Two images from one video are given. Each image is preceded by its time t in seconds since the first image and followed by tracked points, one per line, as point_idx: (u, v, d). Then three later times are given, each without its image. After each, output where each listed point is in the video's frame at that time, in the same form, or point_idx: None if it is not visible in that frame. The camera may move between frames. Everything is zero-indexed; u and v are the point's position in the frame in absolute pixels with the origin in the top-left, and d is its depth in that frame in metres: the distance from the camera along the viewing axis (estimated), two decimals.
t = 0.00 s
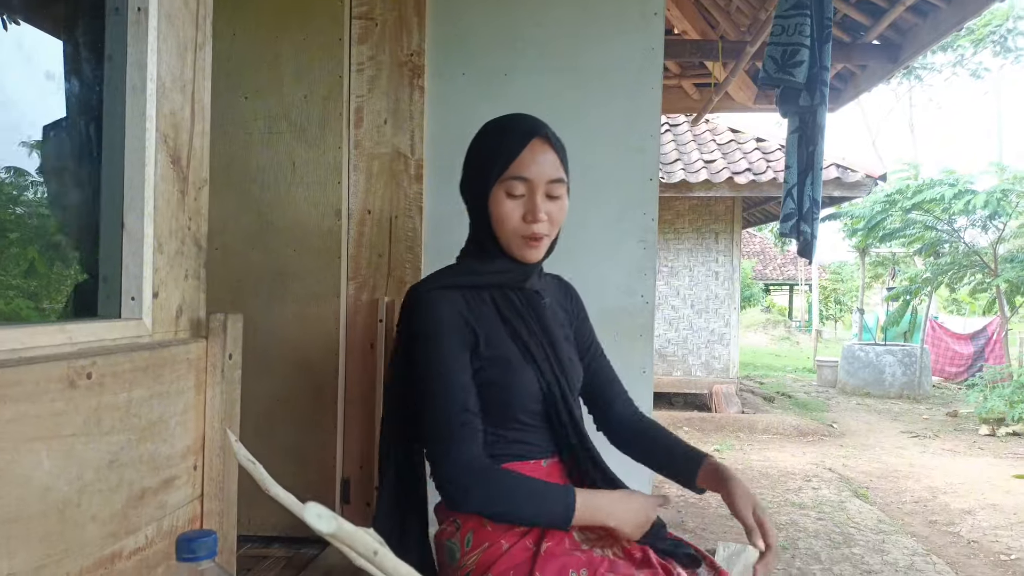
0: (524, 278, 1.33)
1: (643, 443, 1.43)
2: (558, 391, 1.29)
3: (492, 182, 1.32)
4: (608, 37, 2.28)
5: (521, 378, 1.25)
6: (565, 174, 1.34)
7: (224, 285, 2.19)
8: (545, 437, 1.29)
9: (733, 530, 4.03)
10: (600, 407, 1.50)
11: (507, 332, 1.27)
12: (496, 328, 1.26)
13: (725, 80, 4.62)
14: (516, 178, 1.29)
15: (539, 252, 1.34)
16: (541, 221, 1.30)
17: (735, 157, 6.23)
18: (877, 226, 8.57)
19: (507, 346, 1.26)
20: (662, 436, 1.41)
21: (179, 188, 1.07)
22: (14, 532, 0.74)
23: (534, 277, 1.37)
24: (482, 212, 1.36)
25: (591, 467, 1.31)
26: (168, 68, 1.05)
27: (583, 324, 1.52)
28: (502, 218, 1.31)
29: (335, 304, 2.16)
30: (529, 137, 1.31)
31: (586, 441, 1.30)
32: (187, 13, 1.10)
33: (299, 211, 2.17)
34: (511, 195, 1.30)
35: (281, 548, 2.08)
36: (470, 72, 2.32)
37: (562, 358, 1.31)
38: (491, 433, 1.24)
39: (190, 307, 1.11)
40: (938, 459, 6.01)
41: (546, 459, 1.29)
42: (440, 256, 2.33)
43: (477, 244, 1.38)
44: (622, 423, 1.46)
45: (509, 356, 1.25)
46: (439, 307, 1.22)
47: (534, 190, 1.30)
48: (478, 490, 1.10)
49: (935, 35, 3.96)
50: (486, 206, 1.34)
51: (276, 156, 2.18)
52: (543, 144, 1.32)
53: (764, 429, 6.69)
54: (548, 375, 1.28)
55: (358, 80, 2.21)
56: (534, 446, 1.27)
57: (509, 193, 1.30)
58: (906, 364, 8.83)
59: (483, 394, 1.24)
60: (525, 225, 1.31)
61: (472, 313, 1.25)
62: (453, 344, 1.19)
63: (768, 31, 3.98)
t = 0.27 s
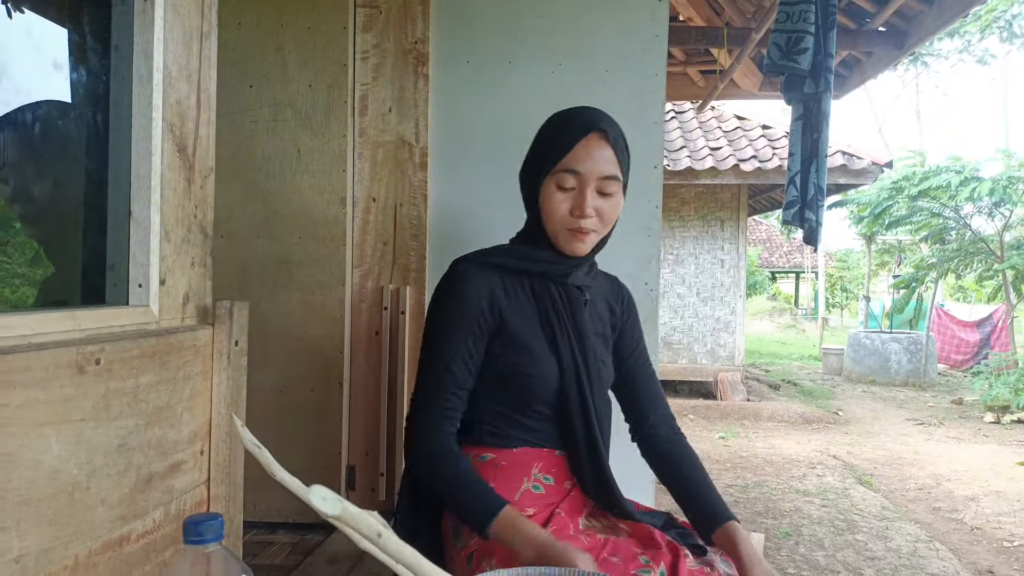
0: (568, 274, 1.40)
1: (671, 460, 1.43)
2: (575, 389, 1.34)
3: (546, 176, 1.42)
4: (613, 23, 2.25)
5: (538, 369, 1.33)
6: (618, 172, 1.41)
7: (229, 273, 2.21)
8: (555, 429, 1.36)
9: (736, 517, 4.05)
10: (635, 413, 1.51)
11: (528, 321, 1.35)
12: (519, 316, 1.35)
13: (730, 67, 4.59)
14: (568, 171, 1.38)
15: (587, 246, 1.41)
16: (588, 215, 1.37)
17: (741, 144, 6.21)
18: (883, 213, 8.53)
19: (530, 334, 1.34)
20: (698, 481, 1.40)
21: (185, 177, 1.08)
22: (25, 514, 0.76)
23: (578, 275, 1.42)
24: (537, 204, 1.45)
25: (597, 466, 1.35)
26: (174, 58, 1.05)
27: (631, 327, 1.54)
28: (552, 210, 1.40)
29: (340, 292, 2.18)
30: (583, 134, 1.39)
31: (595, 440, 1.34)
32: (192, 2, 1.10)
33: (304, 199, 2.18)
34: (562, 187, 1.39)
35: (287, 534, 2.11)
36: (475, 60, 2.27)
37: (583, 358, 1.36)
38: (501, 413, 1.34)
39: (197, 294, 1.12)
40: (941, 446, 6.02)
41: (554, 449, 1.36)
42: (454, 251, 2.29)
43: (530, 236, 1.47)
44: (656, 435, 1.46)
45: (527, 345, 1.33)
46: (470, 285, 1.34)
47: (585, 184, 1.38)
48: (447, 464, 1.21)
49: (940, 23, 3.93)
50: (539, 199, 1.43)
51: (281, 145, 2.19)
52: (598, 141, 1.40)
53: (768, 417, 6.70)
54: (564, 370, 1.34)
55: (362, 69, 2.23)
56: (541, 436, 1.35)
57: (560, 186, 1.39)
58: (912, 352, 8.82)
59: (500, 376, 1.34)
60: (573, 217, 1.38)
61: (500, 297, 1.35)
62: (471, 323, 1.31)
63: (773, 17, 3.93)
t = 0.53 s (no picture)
0: (580, 270, 1.39)
1: (689, 470, 1.41)
2: (583, 377, 1.34)
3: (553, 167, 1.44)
4: (614, 14, 2.23)
5: (547, 354, 1.34)
6: (621, 163, 1.39)
7: (229, 265, 2.21)
8: (561, 418, 1.36)
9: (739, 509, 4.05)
10: (652, 414, 1.50)
11: (538, 306, 1.37)
12: (531, 302, 1.37)
13: (731, 58, 4.55)
14: (570, 161, 1.39)
15: (586, 238, 1.39)
16: (585, 205, 1.36)
17: (743, 137, 6.18)
18: (887, 204, 8.49)
19: (541, 319, 1.36)
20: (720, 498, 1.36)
21: (182, 169, 1.07)
22: (21, 505, 0.76)
23: (602, 268, 1.43)
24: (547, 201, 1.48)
25: (603, 457, 1.34)
26: (171, 49, 1.04)
27: (653, 328, 1.53)
28: (555, 199, 1.41)
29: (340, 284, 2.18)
30: (590, 125, 1.40)
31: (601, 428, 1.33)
32: None
33: (304, 191, 2.18)
34: (564, 177, 1.40)
35: (287, 527, 2.11)
36: (475, 51, 2.25)
37: (592, 347, 1.35)
38: (509, 397, 1.36)
39: (194, 286, 1.12)
40: (944, 439, 6.01)
41: (559, 440, 1.36)
42: (455, 245, 2.26)
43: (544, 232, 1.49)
44: (674, 438, 1.46)
45: (536, 330, 1.35)
46: (485, 267, 1.38)
47: (584, 174, 1.37)
48: (441, 437, 1.28)
49: (942, 14, 3.90)
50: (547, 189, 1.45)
51: (281, 138, 2.19)
52: (604, 134, 1.39)
53: (771, 409, 6.70)
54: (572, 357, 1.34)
55: (361, 61, 2.22)
56: (547, 424, 1.35)
57: (562, 175, 1.40)
58: (915, 344, 8.80)
59: (510, 360, 1.36)
60: (572, 207, 1.38)
61: (514, 282, 1.38)
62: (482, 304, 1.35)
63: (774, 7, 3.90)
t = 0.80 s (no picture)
0: (582, 250, 1.39)
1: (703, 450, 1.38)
2: (585, 355, 1.34)
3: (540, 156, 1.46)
4: (619, 4, 2.21)
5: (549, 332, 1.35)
6: (598, 145, 1.37)
7: (232, 254, 2.20)
8: (565, 396, 1.36)
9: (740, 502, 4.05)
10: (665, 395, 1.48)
11: (541, 287, 1.38)
12: (533, 282, 1.38)
13: (735, 51, 4.53)
14: (551, 147, 1.40)
15: (567, 223, 1.38)
16: (561, 189, 1.36)
17: (746, 130, 6.15)
18: (889, 198, 8.46)
19: (543, 298, 1.37)
20: (735, 478, 1.34)
21: (186, 153, 1.06)
22: (23, 489, 0.75)
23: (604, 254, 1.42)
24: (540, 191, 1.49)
25: (609, 434, 1.33)
26: (175, 31, 1.03)
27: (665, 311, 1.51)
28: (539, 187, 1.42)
29: (343, 273, 2.16)
30: (572, 112, 1.41)
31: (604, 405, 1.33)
32: None
33: (306, 178, 2.17)
34: (546, 164, 1.41)
35: (289, 518, 2.10)
36: (479, 40, 2.23)
37: (593, 324, 1.36)
38: (515, 376, 1.37)
39: (198, 272, 1.10)
40: (945, 433, 6.00)
41: (564, 418, 1.36)
42: (459, 229, 2.23)
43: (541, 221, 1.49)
44: (686, 419, 1.42)
45: (539, 309, 1.36)
46: (488, 250, 1.40)
47: (562, 159, 1.37)
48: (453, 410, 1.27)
49: (947, 7, 3.86)
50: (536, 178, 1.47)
51: (284, 126, 2.17)
52: (584, 119, 1.39)
53: (772, 403, 6.70)
54: (574, 335, 1.35)
55: (365, 49, 2.20)
56: (552, 401, 1.36)
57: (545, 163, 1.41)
58: (916, 339, 8.79)
59: (515, 340, 1.38)
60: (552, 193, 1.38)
61: (517, 263, 1.39)
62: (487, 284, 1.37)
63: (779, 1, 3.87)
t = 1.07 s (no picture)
0: (565, 254, 1.38)
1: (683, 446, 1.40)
2: (576, 357, 1.35)
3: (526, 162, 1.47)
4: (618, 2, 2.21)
5: (540, 334, 1.35)
6: (580, 148, 1.38)
7: (231, 253, 2.20)
8: (556, 396, 1.37)
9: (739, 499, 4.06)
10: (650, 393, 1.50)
11: (533, 290, 1.37)
12: (524, 284, 1.37)
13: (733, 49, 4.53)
14: (535, 154, 1.41)
15: (554, 227, 1.40)
16: (547, 194, 1.37)
17: (744, 128, 6.16)
18: (885, 197, 8.42)
19: (534, 301, 1.37)
20: (720, 473, 1.35)
21: (187, 153, 1.06)
22: (27, 489, 0.75)
23: (595, 259, 1.42)
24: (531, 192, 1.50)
25: (598, 434, 1.34)
26: (175, 31, 1.03)
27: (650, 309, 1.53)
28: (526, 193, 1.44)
29: (342, 272, 2.17)
30: (552, 118, 1.42)
31: (594, 407, 1.34)
32: None
33: (306, 177, 2.17)
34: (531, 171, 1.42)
35: (289, 517, 2.10)
36: (476, 39, 2.23)
37: (583, 327, 1.36)
38: (505, 377, 1.37)
39: (199, 272, 1.10)
40: (943, 430, 6.02)
41: (554, 415, 1.37)
42: (455, 230, 2.24)
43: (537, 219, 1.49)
44: (670, 412, 1.44)
45: (530, 312, 1.36)
46: (480, 252, 1.38)
47: (546, 164, 1.38)
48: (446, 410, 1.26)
49: (942, 5, 3.87)
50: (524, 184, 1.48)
51: (283, 125, 2.17)
52: (565, 124, 1.39)
53: (770, 400, 6.71)
54: (564, 337, 1.35)
55: (364, 48, 2.20)
56: (542, 400, 1.37)
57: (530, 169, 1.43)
58: (914, 336, 8.80)
59: (505, 341, 1.37)
60: (538, 199, 1.40)
61: (509, 265, 1.38)
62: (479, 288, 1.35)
63: None
